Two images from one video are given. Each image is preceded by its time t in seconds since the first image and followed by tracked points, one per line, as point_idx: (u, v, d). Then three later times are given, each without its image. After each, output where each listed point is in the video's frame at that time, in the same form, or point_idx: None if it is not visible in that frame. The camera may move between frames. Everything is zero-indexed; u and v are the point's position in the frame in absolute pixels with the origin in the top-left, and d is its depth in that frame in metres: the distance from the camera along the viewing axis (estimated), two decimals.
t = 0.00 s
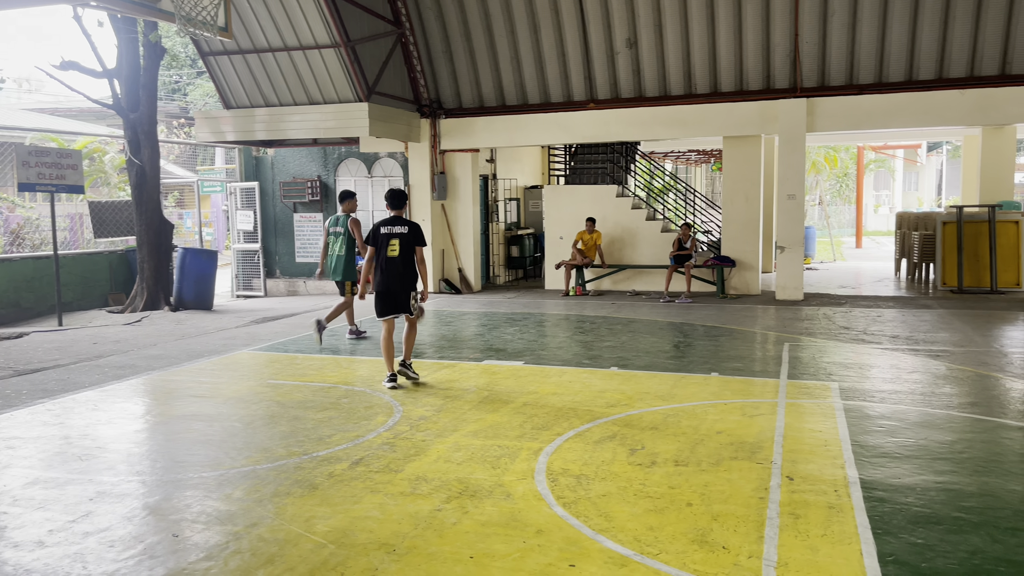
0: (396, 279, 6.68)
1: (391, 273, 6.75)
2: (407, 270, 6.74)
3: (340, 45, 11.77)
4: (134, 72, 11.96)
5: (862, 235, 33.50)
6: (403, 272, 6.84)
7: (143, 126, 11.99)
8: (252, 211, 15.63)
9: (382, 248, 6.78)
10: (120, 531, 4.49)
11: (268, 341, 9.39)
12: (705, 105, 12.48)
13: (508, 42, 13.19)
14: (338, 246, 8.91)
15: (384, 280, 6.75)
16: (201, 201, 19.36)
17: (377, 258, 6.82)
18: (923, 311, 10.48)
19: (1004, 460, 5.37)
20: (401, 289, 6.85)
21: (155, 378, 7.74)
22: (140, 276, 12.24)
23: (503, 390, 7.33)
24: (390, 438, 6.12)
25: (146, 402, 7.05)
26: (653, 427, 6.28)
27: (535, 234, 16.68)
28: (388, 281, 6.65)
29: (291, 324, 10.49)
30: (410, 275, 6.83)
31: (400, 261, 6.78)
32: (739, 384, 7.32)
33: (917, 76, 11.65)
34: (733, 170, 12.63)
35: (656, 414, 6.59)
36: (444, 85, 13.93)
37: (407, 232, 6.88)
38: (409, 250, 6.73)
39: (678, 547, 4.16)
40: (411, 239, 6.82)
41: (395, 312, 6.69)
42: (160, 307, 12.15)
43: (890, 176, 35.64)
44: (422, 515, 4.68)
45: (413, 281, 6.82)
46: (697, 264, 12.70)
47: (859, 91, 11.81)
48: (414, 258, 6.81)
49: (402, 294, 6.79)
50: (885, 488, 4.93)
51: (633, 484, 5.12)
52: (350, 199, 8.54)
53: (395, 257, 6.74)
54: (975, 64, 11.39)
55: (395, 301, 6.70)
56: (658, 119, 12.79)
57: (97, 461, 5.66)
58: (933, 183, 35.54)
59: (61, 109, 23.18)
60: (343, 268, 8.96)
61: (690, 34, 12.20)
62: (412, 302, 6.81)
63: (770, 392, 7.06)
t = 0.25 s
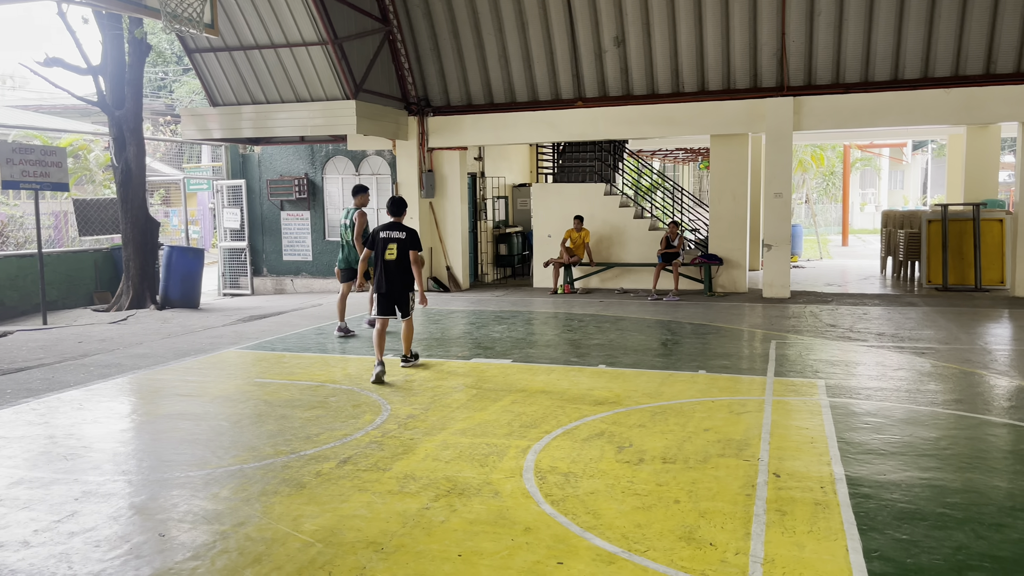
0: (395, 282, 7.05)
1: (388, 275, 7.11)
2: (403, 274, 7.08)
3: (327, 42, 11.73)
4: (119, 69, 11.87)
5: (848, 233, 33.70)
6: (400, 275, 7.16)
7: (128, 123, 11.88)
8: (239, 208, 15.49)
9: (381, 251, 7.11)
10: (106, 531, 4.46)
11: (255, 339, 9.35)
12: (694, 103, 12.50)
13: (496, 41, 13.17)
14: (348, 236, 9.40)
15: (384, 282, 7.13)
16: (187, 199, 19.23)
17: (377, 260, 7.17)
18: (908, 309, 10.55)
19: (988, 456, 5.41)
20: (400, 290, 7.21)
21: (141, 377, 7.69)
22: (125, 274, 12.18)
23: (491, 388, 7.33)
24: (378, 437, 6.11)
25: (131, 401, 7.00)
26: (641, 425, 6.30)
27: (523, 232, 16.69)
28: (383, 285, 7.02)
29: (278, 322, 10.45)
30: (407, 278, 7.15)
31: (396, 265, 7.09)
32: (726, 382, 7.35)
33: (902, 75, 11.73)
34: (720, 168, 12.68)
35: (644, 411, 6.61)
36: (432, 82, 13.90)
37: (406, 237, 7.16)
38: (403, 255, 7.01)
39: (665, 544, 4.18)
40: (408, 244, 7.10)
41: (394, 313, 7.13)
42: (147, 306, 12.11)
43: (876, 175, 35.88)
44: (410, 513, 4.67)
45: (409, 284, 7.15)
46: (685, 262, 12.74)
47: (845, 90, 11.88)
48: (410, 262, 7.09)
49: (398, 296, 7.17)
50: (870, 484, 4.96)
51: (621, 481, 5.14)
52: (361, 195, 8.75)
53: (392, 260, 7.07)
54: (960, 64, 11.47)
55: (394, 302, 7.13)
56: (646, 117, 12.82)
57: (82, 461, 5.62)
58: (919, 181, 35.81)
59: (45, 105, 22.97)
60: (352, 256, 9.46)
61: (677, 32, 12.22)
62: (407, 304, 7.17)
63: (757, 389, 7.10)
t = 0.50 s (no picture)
0: (395, 266, 7.64)
1: (388, 260, 7.72)
2: (399, 260, 7.60)
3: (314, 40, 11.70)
4: (102, 66, 11.79)
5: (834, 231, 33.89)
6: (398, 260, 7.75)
7: (111, 120, 11.78)
8: (225, 207, 15.35)
9: (380, 239, 7.73)
10: (90, 531, 4.43)
11: (241, 338, 9.32)
12: (680, 102, 12.60)
13: (484, 38, 13.16)
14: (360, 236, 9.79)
15: (385, 267, 7.73)
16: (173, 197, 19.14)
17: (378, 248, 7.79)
18: (893, 306, 10.63)
19: (971, 452, 5.46)
20: (400, 274, 7.82)
21: (126, 376, 7.64)
22: (109, 272, 12.08)
23: (478, 386, 7.33)
24: (365, 435, 6.10)
25: (116, 400, 6.95)
26: (628, 422, 6.32)
27: (511, 231, 16.70)
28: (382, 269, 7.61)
29: (264, 321, 10.41)
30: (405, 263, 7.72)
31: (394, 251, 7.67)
32: (713, 379, 7.38)
33: (887, 74, 11.81)
34: (707, 166, 12.73)
35: (631, 409, 6.62)
36: (419, 80, 13.88)
37: (404, 225, 7.75)
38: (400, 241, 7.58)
39: (652, 541, 4.19)
40: (405, 231, 7.68)
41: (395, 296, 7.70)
42: (131, 305, 12.01)
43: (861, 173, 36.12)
44: (397, 511, 4.67)
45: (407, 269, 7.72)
46: (672, 260, 12.78)
47: (830, 89, 11.96)
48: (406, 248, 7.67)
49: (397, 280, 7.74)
50: (855, 481, 5.00)
51: (607, 478, 5.15)
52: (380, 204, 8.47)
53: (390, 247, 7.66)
54: (944, 63, 11.56)
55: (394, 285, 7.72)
56: (633, 115, 12.87)
57: (66, 460, 5.58)
58: (903, 180, 36.08)
59: (28, 103, 22.76)
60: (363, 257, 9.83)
61: (664, 31, 12.24)
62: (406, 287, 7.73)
63: (744, 386, 7.13)
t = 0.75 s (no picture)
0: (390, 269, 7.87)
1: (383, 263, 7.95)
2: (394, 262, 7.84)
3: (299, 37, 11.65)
4: (85, 62, 11.73)
5: (819, 229, 34.14)
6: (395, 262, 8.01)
7: (94, 117, 11.70)
8: (210, 205, 15.35)
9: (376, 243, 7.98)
10: (73, 531, 4.40)
11: (226, 336, 9.27)
12: (666, 101, 12.64)
13: (470, 37, 13.15)
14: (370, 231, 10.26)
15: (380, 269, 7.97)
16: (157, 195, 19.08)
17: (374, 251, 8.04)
18: (877, 304, 10.72)
19: (953, 448, 5.51)
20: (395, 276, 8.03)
21: (110, 376, 7.59)
22: (93, 271, 12.02)
23: (465, 384, 7.33)
24: (351, 434, 6.08)
25: (99, 399, 6.90)
26: (614, 419, 6.34)
27: (498, 229, 16.70)
28: (379, 273, 7.88)
29: (249, 319, 10.37)
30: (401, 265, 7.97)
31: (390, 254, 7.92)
32: (698, 376, 7.41)
33: (871, 73, 11.90)
34: (693, 165, 12.78)
35: (617, 406, 6.64)
36: (405, 78, 13.85)
37: (398, 229, 7.97)
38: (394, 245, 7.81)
39: (638, 538, 4.21)
40: (399, 235, 7.92)
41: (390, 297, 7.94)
42: (115, 304, 11.92)
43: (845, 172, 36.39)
44: (383, 510, 4.66)
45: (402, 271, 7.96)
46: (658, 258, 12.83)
47: (815, 88, 12.04)
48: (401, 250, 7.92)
49: (395, 283, 8.00)
50: (839, 477, 5.03)
51: (593, 476, 5.17)
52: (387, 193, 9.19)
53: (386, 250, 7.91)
54: (927, 62, 11.65)
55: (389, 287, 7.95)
56: (619, 114, 12.90)
57: (49, 460, 5.53)
58: (888, 178, 36.38)
59: (9, 100, 22.52)
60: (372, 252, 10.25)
61: (650, 30, 12.27)
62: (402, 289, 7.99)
63: (729, 383, 7.17)
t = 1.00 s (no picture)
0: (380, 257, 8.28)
1: (374, 252, 8.38)
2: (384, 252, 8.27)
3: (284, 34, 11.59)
4: (67, 60, 11.58)
5: (804, 228, 34.37)
6: (388, 252, 8.44)
7: (77, 115, 11.61)
8: (194, 204, 15.26)
9: (368, 234, 8.44)
10: (56, 532, 4.36)
11: (211, 335, 9.22)
12: (652, 99, 12.67)
13: (455, 34, 13.13)
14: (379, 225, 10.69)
15: (371, 259, 8.39)
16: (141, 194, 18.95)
17: (367, 242, 8.49)
18: (860, 301, 10.80)
19: (936, 444, 5.57)
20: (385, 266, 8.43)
21: (93, 375, 7.53)
22: (75, 270, 11.92)
23: (451, 382, 7.33)
24: (337, 433, 6.07)
25: (82, 399, 6.84)
26: (600, 417, 6.35)
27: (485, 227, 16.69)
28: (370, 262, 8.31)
29: (234, 318, 10.31)
30: (393, 254, 8.41)
31: (383, 243, 8.37)
32: (684, 374, 7.44)
33: (854, 72, 11.99)
34: (678, 163, 12.82)
35: (603, 404, 6.66)
36: (391, 76, 13.81)
37: (389, 220, 8.43)
38: (386, 234, 8.27)
39: (624, 535, 4.22)
40: (390, 224, 8.38)
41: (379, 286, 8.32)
42: (98, 302, 11.87)
43: (829, 170, 36.65)
44: (369, 509, 4.65)
45: (392, 260, 8.37)
46: (643, 256, 12.87)
47: (799, 87, 12.11)
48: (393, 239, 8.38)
49: (385, 272, 8.42)
50: (823, 473, 5.07)
51: (579, 473, 5.18)
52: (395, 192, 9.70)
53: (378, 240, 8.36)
54: (909, 62, 11.74)
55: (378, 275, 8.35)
56: (605, 112, 12.93)
57: (31, 461, 5.48)
58: (871, 177, 36.67)
59: None
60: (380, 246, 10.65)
61: (636, 28, 12.29)
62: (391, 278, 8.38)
63: (714, 381, 7.20)
